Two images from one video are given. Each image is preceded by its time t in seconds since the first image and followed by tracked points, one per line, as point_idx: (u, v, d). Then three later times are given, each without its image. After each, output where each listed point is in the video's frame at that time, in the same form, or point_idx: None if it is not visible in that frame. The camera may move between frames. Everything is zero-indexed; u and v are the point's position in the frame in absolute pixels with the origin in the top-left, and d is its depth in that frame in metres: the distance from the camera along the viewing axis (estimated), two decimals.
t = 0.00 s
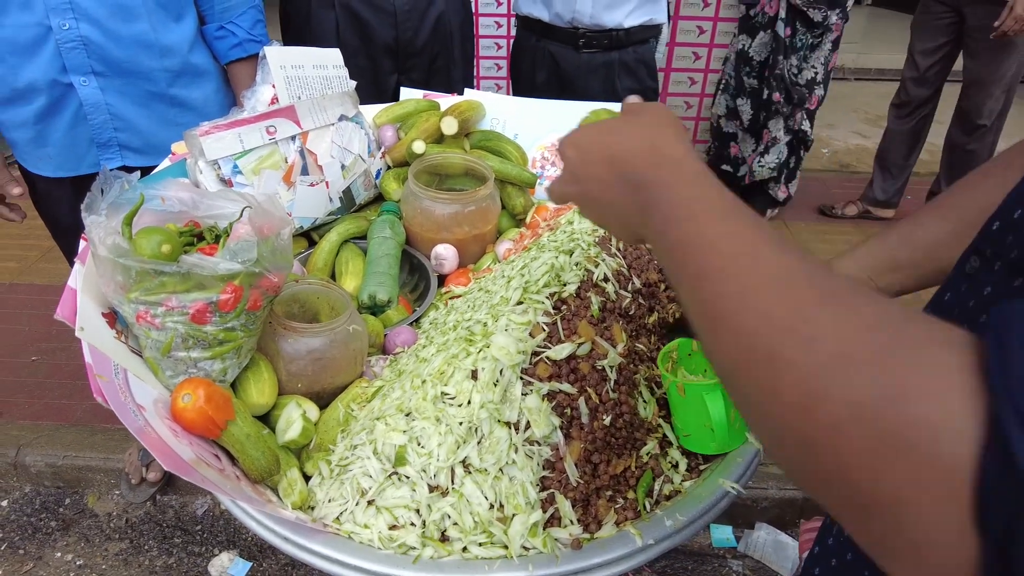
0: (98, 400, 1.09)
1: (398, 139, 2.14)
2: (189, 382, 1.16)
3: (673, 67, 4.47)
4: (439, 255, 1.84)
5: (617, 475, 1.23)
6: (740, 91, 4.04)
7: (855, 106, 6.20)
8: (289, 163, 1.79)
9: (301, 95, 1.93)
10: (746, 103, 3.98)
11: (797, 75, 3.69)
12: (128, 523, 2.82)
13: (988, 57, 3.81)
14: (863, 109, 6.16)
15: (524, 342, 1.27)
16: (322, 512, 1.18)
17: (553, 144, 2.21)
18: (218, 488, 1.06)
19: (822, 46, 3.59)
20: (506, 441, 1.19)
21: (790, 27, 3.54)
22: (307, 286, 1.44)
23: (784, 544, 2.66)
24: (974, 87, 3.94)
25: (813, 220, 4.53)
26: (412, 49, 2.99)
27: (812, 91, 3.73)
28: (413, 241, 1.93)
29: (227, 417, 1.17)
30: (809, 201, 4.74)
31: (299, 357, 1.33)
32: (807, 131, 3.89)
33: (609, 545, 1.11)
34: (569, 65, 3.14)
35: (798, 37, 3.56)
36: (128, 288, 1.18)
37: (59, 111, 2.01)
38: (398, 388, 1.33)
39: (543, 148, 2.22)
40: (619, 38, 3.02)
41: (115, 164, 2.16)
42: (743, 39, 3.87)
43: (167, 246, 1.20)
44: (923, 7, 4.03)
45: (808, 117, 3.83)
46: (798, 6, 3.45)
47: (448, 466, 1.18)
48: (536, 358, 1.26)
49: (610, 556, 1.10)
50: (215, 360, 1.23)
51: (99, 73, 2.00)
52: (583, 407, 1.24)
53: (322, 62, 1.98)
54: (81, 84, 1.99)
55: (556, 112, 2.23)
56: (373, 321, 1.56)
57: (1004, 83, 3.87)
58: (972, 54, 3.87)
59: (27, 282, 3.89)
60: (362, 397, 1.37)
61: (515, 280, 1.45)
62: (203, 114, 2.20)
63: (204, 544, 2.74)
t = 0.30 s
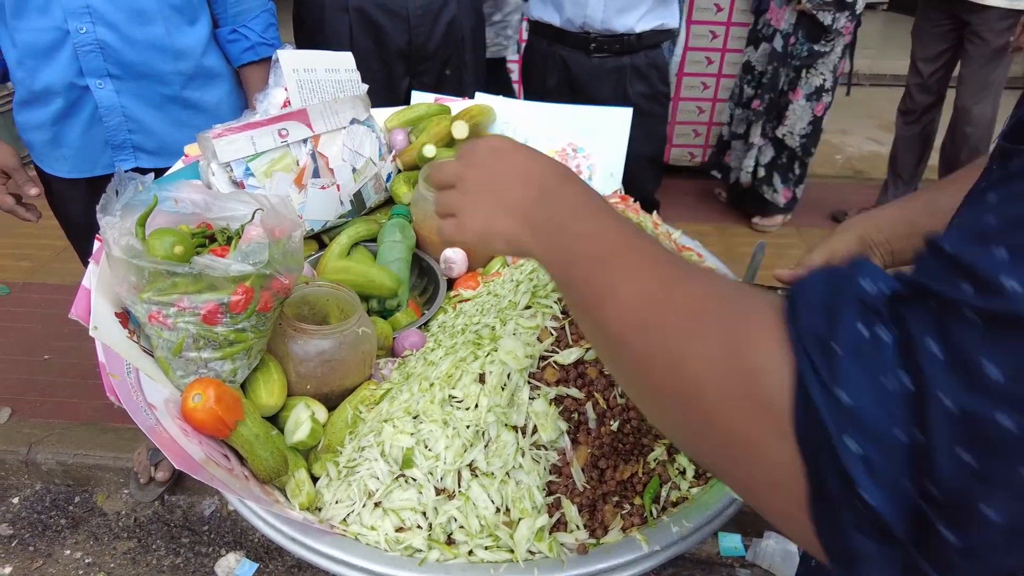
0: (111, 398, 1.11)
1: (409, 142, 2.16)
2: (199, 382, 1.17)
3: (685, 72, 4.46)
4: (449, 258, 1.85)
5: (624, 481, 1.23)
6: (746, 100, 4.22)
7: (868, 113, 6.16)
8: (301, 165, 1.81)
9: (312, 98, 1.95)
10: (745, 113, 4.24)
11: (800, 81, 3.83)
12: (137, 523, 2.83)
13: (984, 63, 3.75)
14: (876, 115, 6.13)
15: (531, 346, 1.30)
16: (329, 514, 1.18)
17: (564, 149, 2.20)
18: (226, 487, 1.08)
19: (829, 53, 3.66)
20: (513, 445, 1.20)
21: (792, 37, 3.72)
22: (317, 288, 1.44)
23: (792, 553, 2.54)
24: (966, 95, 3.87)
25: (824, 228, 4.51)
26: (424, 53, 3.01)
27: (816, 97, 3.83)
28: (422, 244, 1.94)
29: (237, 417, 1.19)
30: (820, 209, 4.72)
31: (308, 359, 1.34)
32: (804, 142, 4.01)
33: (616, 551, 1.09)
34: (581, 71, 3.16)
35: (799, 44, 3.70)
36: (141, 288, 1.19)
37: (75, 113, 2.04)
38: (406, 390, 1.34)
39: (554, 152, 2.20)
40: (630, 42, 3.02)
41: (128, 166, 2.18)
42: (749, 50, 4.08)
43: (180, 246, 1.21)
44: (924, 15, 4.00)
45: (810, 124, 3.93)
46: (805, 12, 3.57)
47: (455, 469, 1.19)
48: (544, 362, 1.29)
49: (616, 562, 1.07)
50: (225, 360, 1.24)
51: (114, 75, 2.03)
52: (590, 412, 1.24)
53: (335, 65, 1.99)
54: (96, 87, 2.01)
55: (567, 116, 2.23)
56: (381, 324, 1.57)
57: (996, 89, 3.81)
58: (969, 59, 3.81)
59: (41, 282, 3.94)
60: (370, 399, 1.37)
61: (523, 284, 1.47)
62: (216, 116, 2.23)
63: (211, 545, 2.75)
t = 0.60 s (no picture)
0: (122, 399, 1.13)
1: (419, 147, 2.17)
2: (208, 384, 1.19)
3: (698, 78, 4.46)
4: (457, 263, 1.85)
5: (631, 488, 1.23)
6: (758, 107, 4.21)
7: (881, 120, 6.12)
8: (311, 169, 1.82)
9: (324, 103, 1.96)
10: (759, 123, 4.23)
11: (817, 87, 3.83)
12: (145, 523, 2.85)
13: (999, 69, 3.77)
14: (889, 122, 6.09)
15: (539, 352, 1.26)
16: (336, 516, 1.19)
17: (573, 154, 2.22)
18: (235, 489, 1.08)
19: (846, 57, 3.67)
20: (519, 450, 1.19)
21: (809, 43, 3.71)
22: (327, 291, 1.45)
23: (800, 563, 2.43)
24: (978, 99, 3.88)
25: (834, 236, 4.49)
26: (435, 58, 3.03)
27: (832, 103, 3.83)
28: (431, 248, 1.96)
29: (245, 419, 1.19)
30: (831, 217, 4.70)
31: (317, 362, 1.35)
32: (821, 148, 4.01)
33: (620, 558, 1.12)
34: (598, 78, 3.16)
35: (815, 50, 3.70)
36: (152, 289, 1.21)
37: (90, 115, 2.07)
38: (413, 395, 1.35)
39: (563, 157, 2.23)
40: (649, 49, 3.04)
41: (140, 168, 2.20)
42: (762, 59, 4.07)
43: (190, 249, 1.22)
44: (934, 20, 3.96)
45: (827, 129, 3.94)
46: (822, 19, 3.58)
47: (461, 473, 1.18)
48: (551, 368, 1.25)
49: (620, 569, 1.11)
50: (234, 363, 1.25)
51: (129, 79, 2.05)
52: (597, 419, 1.23)
53: (346, 70, 2.02)
54: (111, 91, 2.04)
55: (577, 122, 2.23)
56: (389, 327, 1.58)
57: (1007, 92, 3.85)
58: (983, 65, 3.81)
59: (53, 282, 3.98)
60: (378, 402, 1.38)
61: (531, 289, 1.46)
62: (228, 120, 2.25)
63: (218, 546, 2.76)
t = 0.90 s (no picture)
0: (131, 396, 1.16)
1: (428, 151, 2.19)
2: (216, 383, 1.20)
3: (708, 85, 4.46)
4: (465, 266, 1.87)
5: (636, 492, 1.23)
6: (772, 115, 4.21)
7: (893, 127, 6.10)
8: (322, 172, 1.84)
9: (335, 106, 1.98)
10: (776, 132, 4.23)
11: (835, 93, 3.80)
12: (153, 522, 2.87)
13: None
14: (902, 129, 6.06)
15: (544, 354, 1.27)
16: (341, 516, 1.20)
17: (582, 159, 2.23)
18: (241, 486, 1.09)
19: (864, 61, 3.64)
20: (524, 452, 1.20)
21: (823, 49, 3.71)
22: (335, 293, 1.46)
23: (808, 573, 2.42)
24: (1008, 106, 3.85)
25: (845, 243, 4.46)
26: (445, 64, 3.05)
27: (850, 108, 3.79)
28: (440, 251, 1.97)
29: (253, 417, 1.20)
30: (842, 224, 4.68)
31: (324, 362, 1.36)
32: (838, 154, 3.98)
33: (624, 562, 1.13)
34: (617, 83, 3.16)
35: (832, 56, 3.69)
36: (162, 289, 1.22)
37: (104, 117, 2.10)
38: (420, 396, 1.35)
39: (571, 162, 2.24)
40: (668, 56, 3.04)
41: (153, 169, 2.23)
42: (776, 66, 4.07)
43: (201, 249, 1.23)
44: (954, 28, 3.95)
45: (844, 134, 3.89)
46: (837, 24, 3.58)
47: (466, 474, 1.19)
48: (556, 370, 1.26)
49: (623, 572, 1.11)
50: (243, 362, 1.26)
51: (143, 81, 2.08)
52: (602, 422, 1.23)
53: (357, 74, 2.03)
54: (125, 92, 2.07)
55: (586, 126, 2.24)
56: (397, 329, 1.60)
57: None
58: (1009, 73, 3.77)
59: (67, 282, 4.03)
60: (384, 403, 1.39)
61: (538, 292, 1.47)
62: (240, 122, 2.27)
63: (224, 546, 2.78)
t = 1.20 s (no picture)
0: (139, 392, 1.16)
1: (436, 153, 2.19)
2: (224, 380, 1.22)
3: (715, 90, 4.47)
4: (471, 267, 1.87)
5: (637, 491, 1.24)
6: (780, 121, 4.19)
7: (902, 132, 6.08)
8: (330, 173, 1.86)
9: (344, 109, 2.01)
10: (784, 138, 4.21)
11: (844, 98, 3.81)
12: (161, 518, 2.90)
13: None
14: (910, 134, 6.04)
15: (547, 354, 1.29)
16: (345, 512, 1.22)
17: (588, 161, 2.25)
18: (247, 481, 1.11)
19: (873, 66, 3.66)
20: (526, 450, 1.21)
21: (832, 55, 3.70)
22: (342, 292, 1.48)
23: None
24: None
25: (853, 248, 4.45)
26: (452, 69, 3.08)
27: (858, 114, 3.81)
28: (446, 251, 1.98)
29: (259, 414, 1.22)
30: (850, 228, 4.66)
31: (330, 360, 1.37)
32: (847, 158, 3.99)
33: (625, 560, 1.13)
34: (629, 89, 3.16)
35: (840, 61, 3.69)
36: (172, 286, 1.25)
37: (119, 117, 2.13)
38: (424, 394, 1.37)
39: (578, 165, 2.25)
40: (681, 62, 3.05)
41: (166, 169, 2.27)
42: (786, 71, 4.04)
43: (210, 248, 1.25)
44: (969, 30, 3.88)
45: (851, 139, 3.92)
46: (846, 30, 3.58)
47: (469, 472, 1.20)
48: (559, 370, 1.28)
49: (624, 571, 1.11)
50: (250, 359, 1.29)
51: (157, 83, 2.12)
52: (604, 422, 1.24)
53: (366, 77, 2.06)
54: (139, 93, 2.10)
55: (592, 128, 2.25)
56: (403, 329, 1.61)
57: None
58: None
59: (79, 281, 4.09)
60: (389, 401, 1.40)
61: (541, 293, 1.48)
62: (251, 123, 2.30)
63: (232, 542, 2.81)
